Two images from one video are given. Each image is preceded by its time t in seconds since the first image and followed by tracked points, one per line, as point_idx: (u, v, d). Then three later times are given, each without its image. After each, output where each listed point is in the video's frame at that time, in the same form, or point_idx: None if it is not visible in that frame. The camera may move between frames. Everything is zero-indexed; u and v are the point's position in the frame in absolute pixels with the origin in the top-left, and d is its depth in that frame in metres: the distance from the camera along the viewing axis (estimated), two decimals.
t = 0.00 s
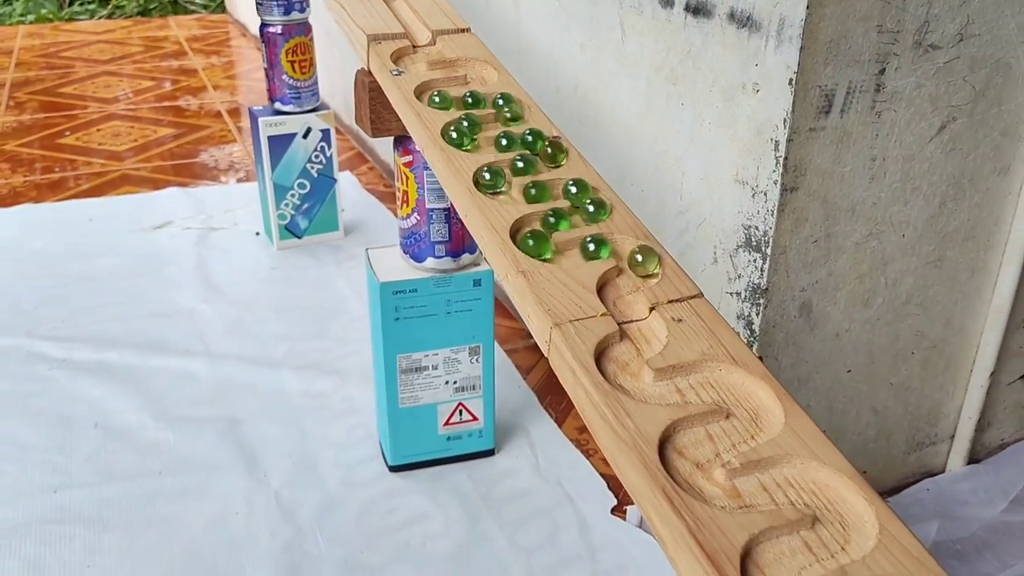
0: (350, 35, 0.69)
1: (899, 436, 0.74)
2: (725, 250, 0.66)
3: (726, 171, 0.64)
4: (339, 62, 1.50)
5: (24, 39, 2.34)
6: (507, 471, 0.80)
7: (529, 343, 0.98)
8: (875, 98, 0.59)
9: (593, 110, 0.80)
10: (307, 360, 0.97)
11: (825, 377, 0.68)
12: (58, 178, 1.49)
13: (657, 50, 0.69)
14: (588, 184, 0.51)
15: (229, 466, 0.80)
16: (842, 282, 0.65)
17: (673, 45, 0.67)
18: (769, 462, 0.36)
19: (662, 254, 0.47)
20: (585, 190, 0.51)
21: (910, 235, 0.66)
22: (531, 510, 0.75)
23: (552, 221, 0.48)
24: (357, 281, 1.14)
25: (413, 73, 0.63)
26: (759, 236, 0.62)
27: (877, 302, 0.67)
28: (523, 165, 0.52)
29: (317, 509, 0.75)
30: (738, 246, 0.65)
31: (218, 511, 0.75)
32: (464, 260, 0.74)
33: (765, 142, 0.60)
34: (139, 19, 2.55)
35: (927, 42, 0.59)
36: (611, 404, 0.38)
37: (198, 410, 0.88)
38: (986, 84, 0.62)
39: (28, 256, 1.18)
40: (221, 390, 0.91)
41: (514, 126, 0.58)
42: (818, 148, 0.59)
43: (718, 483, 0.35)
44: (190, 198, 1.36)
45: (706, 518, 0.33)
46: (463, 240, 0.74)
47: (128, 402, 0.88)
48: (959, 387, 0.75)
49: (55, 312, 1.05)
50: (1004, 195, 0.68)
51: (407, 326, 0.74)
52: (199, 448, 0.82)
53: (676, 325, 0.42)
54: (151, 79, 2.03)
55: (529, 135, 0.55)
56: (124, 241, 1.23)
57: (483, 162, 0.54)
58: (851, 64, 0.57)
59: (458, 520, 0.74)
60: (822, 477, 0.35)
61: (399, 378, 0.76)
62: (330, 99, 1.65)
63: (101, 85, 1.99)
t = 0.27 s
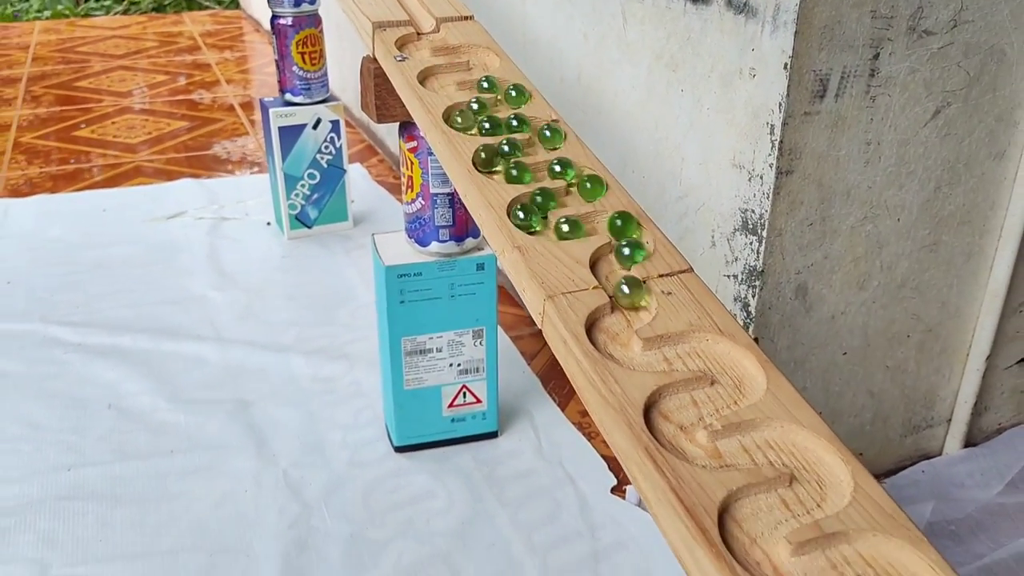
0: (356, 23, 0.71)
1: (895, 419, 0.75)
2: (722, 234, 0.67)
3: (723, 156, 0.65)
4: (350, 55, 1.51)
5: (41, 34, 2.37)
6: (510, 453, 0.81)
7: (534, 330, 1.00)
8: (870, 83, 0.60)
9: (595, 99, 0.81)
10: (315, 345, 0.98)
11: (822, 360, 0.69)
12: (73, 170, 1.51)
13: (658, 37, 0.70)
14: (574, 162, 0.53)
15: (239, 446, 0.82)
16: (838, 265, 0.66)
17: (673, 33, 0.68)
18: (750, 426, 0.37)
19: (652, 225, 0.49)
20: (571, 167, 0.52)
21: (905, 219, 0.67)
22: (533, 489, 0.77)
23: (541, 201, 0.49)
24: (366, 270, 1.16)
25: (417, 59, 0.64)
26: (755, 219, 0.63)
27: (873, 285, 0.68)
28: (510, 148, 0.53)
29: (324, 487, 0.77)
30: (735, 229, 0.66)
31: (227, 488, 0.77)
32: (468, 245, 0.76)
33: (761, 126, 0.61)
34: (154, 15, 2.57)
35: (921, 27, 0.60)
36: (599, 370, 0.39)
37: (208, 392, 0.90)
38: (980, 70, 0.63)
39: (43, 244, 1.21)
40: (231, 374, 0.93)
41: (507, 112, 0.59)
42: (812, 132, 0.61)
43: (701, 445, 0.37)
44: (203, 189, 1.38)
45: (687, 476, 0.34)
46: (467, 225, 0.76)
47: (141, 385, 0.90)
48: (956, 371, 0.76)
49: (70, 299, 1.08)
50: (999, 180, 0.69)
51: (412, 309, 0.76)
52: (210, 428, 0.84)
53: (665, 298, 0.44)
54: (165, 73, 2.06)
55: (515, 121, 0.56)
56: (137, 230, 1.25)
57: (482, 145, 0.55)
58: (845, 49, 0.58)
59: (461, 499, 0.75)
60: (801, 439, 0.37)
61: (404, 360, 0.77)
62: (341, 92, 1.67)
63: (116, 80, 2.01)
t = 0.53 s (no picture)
0: (368, 24, 0.74)
1: (890, 407, 0.77)
2: (721, 227, 0.70)
3: (721, 151, 0.68)
4: (364, 53, 1.54)
5: (62, 32, 2.42)
6: (516, 439, 0.84)
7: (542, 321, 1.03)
8: (861, 81, 0.63)
9: (600, 96, 0.84)
10: (330, 335, 1.02)
11: (817, 349, 0.72)
12: (95, 165, 1.55)
13: (659, 37, 0.73)
14: (572, 156, 0.56)
15: (256, 432, 0.85)
16: (832, 257, 0.68)
17: (673, 32, 0.71)
18: (732, 405, 0.40)
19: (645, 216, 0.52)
20: (571, 163, 0.56)
21: (897, 213, 0.69)
22: (538, 474, 0.79)
23: (559, 191, 0.53)
24: (379, 263, 1.19)
25: (425, 59, 0.67)
26: (751, 212, 0.66)
27: (867, 277, 0.70)
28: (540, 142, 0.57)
29: (338, 470, 0.80)
30: (733, 223, 0.68)
31: (245, 471, 0.80)
32: (476, 238, 0.79)
33: (756, 123, 0.63)
34: (173, 13, 2.61)
35: (911, 28, 0.62)
36: (591, 353, 0.42)
37: (226, 380, 0.93)
38: (970, 69, 0.65)
39: (67, 237, 1.24)
40: (248, 363, 0.96)
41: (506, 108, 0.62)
42: (806, 129, 0.63)
43: (685, 423, 0.40)
44: (221, 184, 1.42)
45: (669, 451, 0.37)
46: (475, 219, 0.79)
47: (162, 373, 0.94)
48: (950, 361, 0.78)
49: (94, 290, 1.11)
50: (990, 175, 0.71)
51: (422, 300, 0.79)
52: (228, 414, 0.88)
53: (656, 286, 0.46)
54: (184, 71, 2.09)
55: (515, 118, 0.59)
56: (158, 224, 1.29)
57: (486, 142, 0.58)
58: (837, 49, 0.61)
59: (469, 482, 0.78)
60: (779, 418, 0.39)
61: (414, 349, 0.80)
62: (356, 89, 1.70)
63: (136, 77, 2.05)
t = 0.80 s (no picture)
0: (374, 14, 0.76)
1: (880, 384, 0.80)
2: (714, 209, 0.72)
3: (714, 135, 0.70)
4: (374, 44, 1.57)
5: (79, 25, 2.46)
6: (518, 416, 0.87)
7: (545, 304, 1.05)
8: (848, 67, 0.65)
9: (600, 83, 0.86)
10: (339, 317, 1.05)
11: (807, 327, 0.74)
12: (112, 155, 1.59)
13: (655, 25, 0.75)
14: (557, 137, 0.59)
15: (267, 408, 0.88)
16: (821, 238, 0.71)
17: (669, 20, 0.73)
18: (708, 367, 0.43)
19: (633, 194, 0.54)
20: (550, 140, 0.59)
21: (885, 194, 0.71)
22: (538, 448, 0.82)
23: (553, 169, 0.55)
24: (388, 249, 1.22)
25: (428, 47, 0.69)
26: (741, 193, 0.68)
27: (856, 257, 0.73)
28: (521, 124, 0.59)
29: (345, 444, 0.83)
30: (725, 204, 0.71)
31: (256, 445, 0.83)
32: (478, 220, 0.81)
33: (746, 107, 0.66)
34: (187, 6, 2.65)
35: (897, 14, 0.64)
36: (577, 318, 0.45)
37: (239, 360, 0.96)
38: (955, 54, 0.68)
39: (85, 224, 1.28)
40: (260, 344, 0.99)
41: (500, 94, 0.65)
42: (794, 112, 0.65)
43: (663, 383, 0.42)
44: (234, 172, 1.45)
45: (647, 408, 0.40)
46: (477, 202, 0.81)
47: (177, 352, 0.97)
48: (939, 340, 0.80)
49: (111, 274, 1.15)
50: (976, 158, 0.73)
51: (426, 280, 0.81)
52: (240, 392, 0.91)
53: (641, 259, 0.49)
54: (198, 63, 2.13)
55: (500, 104, 0.61)
56: (173, 211, 1.32)
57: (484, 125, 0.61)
58: (824, 35, 0.63)
59: (471, 456, 0.81)
60: (751, 379, 0.42)
61: (419, 328, 0.83)
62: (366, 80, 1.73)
63: (151, 69, 2.09)
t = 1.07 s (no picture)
0: (372, 5, 0.79)
1: (864, 364, 0.82)
2: (700, 193, 0.74)
3: (700, 121, 0.72)
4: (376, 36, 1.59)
5: (85, 18, 2.48)
6: (513, 396, 0.90)
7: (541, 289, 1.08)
8: (828, 54, 0.67)
9: (592, 72, 0.88)
10: (340, 302, 1.07)
11: (791, 309, 0.76)
12: (119, 145, 1.62)
13: (644, 14, 0.77)
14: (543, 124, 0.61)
15: (270, 389, 0.91)
16: (804, 221, 0.73)
17: (657, 10, 0.75)
18: (682, 338, 0.45)
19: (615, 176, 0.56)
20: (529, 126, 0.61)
21: (866, 178, 0.73)
22: (532, 427, 0.85)
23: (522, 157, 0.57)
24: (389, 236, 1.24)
25: (423, 36, 0.72)
26: (726, 178, 0.70)
27: (838, 240, 0.75)
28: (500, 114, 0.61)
29: (345, 423, 0.86)
30: (710, 189, 0.73)
31: (259, 424, 0.86)
32: (473, 205, 0.84)
33: (730, 94, 0.68)
34: None
35: (875, 3, 0.66)
36: (558, 293, 0.47)
37: (243, 343, 0.99)
38: (934, 42, 0.70)
39: (93, 212, 1.31)
40: (263, 327, 1.02)
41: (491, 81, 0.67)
42: (776, 99, 0.67)
43: (638, 352, 0.45)
44: (239, 161, 1.48)
45: (622, 375, 0.43)
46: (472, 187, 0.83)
47: (183, 336, 1.00)
48: (922, 321, 0.82)
49: (119, 261, 1.18)
50: (956, 143, 0.75)
51: (423, 264, 0.84)
52: (244, 373, 0.94)
53: (622, 238, 0.51)
54: (204, 55, 2.15)
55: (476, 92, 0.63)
56: (179, 200, 1.35)
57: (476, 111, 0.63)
58: (804, 23, 0.65)
59: (467, 434, 0.84)
60: (722, 348, 0.45)
61: (416, 311, 0.86)
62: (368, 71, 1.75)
63: (157, 61, 2.12)
